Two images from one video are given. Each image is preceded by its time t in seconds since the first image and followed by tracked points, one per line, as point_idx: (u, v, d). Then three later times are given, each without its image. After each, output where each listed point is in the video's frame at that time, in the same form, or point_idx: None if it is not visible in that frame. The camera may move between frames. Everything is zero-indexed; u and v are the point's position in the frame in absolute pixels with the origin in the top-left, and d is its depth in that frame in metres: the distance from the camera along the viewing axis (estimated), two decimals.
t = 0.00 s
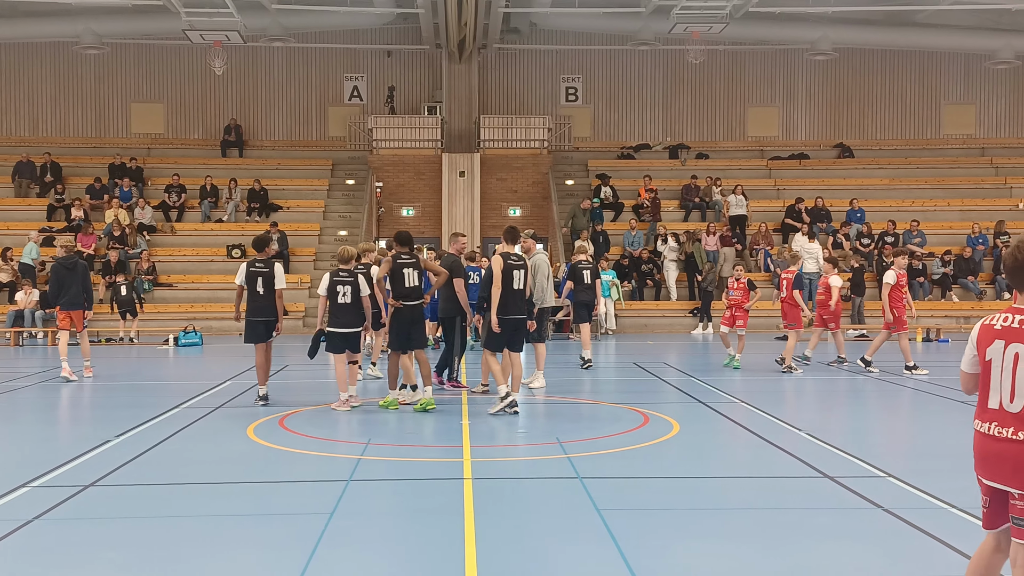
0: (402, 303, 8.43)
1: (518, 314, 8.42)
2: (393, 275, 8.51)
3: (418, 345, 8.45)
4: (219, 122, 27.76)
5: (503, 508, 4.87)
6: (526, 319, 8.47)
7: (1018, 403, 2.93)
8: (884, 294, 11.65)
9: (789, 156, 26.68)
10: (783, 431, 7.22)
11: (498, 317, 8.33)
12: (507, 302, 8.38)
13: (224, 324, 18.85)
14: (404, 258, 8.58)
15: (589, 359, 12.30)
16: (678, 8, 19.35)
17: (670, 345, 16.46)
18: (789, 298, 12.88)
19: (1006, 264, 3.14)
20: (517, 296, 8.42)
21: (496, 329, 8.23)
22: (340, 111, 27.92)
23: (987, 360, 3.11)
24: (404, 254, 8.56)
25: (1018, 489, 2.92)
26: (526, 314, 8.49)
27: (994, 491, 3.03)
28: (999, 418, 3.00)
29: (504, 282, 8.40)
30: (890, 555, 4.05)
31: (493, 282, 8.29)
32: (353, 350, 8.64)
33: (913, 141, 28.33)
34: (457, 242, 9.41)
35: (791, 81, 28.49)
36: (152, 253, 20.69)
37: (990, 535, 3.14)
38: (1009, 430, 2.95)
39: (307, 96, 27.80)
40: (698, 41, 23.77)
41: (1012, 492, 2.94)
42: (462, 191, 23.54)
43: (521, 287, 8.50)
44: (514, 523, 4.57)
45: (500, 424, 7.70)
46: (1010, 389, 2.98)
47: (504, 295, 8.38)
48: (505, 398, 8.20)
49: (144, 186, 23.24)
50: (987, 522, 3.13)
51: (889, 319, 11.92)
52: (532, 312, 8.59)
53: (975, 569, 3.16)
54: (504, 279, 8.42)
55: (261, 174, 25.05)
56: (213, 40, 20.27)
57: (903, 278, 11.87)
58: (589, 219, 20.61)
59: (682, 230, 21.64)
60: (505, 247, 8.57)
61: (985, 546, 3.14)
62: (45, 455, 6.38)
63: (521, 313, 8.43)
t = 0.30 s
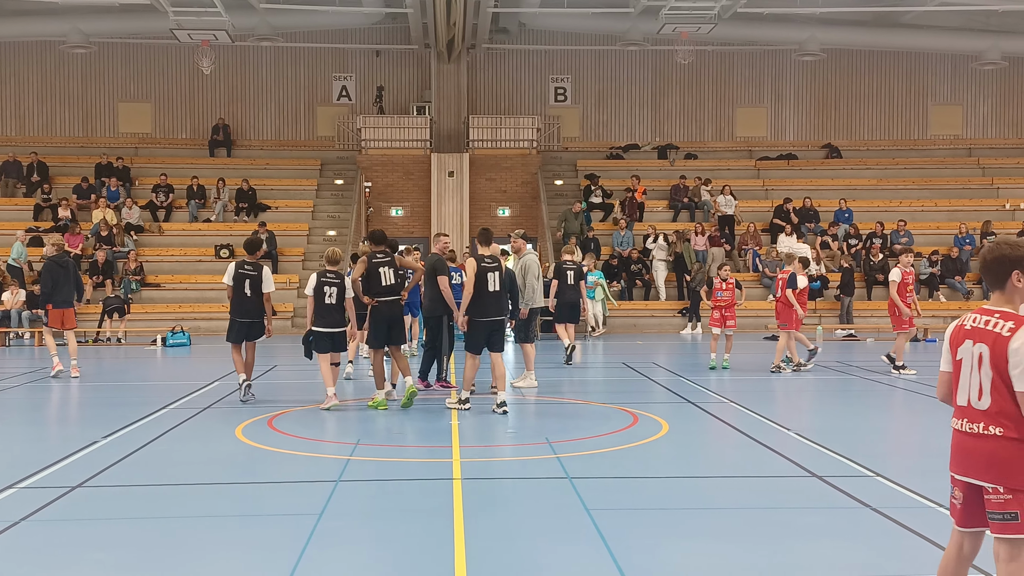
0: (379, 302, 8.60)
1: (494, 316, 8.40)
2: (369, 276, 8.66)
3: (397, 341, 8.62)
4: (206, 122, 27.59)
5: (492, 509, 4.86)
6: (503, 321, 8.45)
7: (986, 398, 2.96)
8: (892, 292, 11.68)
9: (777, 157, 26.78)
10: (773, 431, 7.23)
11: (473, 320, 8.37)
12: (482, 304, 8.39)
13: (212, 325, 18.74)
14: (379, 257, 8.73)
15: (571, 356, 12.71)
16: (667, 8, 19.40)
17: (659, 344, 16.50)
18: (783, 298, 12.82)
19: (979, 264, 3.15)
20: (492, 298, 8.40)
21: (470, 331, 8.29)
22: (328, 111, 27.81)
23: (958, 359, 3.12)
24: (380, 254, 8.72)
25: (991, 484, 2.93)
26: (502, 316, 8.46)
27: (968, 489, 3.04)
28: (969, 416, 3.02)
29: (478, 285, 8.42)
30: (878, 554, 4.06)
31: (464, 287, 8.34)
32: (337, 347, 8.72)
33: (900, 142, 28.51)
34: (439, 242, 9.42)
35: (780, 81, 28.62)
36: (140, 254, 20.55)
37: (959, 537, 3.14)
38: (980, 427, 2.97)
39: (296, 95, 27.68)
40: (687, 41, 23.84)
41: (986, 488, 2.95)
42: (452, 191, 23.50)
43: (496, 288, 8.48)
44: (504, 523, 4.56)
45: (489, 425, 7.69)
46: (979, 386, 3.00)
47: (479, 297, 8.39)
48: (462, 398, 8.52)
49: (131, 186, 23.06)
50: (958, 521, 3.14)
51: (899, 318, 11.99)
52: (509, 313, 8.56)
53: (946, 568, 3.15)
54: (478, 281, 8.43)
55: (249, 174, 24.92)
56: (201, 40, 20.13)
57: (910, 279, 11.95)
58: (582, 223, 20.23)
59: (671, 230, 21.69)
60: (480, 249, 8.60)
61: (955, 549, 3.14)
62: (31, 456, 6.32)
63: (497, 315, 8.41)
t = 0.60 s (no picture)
0: (370, 302, 8.66)
1: (472, 315, 8.66)
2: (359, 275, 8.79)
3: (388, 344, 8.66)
4: (204, 122, 27.55)
5: (489, 509, 4.85)
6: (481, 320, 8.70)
7: (980, 393, 3.01)
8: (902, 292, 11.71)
9: (775, 157, 26.81)
10: (770, 431, 7.25)
11: (452, 319, 8.67)
12: (460, 303, 8.65)
13: (210, 325, 18.74)
14: (371, 258, 8.80)
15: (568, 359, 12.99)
16: (665, 9, 19.42)
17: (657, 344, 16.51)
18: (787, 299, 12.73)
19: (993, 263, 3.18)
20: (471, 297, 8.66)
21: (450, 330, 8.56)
22: (326, 111, 27.79)
23: (961, 354, 3.16)
24: (370, 256, 8.78)
25: (980, 478, 2.96)
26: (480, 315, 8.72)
27: (958, 482, 3.05)
28: (965, 409, 3.06)
29: (459, 284, 8.72)
30: (875, 554, 4.06)
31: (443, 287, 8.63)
32: (331, 347, 8.75)
33: (898, 142, 28.56)
34: (433, 243, 9.45)
35: (777, 81, 28.63)
36: (137, 254, 20.51)
37: (950, 537, 3.08)
38: (971, 420, 3.02)
39: (294, 96, 27.65)
40: (685, 41, 23.86)
41: (974, 481, 2.99)
42: (450, 191, 23.49)
43: (475, 288, 8.74)
44: (500, 523, 4.56)
45: (487, 425, 7.69)
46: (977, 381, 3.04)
47: (458, 296, 8.66)
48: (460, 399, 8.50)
49: (129, 186, 23.03)
50: (950, 517, 3.09)
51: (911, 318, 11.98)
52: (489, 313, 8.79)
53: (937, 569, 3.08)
54: (458, 281, 8.73)
55: (247, 175, 24.90)
56: (198, 40, 20.10)
57: (921, 278, 11.93)
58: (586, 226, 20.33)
59: (669, 231, 21.70)
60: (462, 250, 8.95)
61: (947, 550, 3.07)
62: (29, 457, 6.31)
63: (476, 314, 8.70)
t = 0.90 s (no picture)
0: (367, 303, 8.76)
1: (469, 314, 8.67)
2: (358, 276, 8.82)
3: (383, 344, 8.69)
4: (207, 122, 27.58)
5: (491, 509, 4.85)
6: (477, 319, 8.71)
7: (1018, 390, 2.89)
8: (923, 291, 11.80)
9: (778, 157, 26.80)
10: (772, 431, 7.25)
11: (450, 318, 8.61)
12: (457, 303, 8.66)
13: (213, 324, 18.78)
14: (372, 259, 8.82)
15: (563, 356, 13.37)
16: (667, 9, 19.41)
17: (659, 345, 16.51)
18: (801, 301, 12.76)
19: None
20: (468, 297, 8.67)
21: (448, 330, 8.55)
22: (329, 111, 27.80)
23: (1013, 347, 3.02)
24: (371, 257, 8.79)
25: (996, 475, 2.92)
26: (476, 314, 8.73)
27: (975, 477, 3.01)
28: (999, 406, 2.97)
29: (455, 283, 8.69)
30: (877, 555, 4.06)
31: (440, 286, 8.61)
32: (327, 347, 8.78)
33: (901, 142, 28.52)
34: (433, 242, 9.47)
35: (780, 81, 28.61)
36: (140, 254, 20.55)
37: (963, 533, 3.07)
38: (999, 415, 2.95)
39: (297, 95, 27.67)
40: (687, 41, 23.83)
41: (989, 478, 2.95)
42: (452, 191, 23.49)
43: (472, 287, 8.75)
44: (502, 523, 4.56)
45: (489, 425, 7.69)
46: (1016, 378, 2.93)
47: (455, 296, 8.66)
48: (462, 399, 8.52)
49: (132, 186, 23.07)
50: (965, 513, 3.07)
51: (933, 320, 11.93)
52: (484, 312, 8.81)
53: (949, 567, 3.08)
54: (454, 280, 8.71)
55: (250, 174, 24.94)
56: (201, 40, 20.13)
57: (942, 280, 12.08)
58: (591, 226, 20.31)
59: (672, 231, 21.70)
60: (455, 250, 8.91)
61: (958, 548, 3.06)
62: (32, 456, 6.32)
63: (471, 313, 8.70)
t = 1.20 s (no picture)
0: (362, 300, 8.77)
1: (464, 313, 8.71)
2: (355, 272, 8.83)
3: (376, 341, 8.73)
4: (207, 121, 27.58)
5: (493, 509, 4.85)
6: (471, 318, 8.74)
7: None
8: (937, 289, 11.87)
9: (778, 157, 26.82)
10: (773, 431, 7.24)
11: (445, 317, 8.64)
12: (452, 302, 8.69)
13: (214, 324, 18.78)
14: (372, 257, 8.88)
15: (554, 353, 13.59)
16: (669, 8, 19.39)
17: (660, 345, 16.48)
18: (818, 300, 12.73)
19: None
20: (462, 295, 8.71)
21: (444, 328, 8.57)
22: (329, 110, 27.80)
23: None
24: (371, 256, 8.86)
25: (1004, 469, 2.93)
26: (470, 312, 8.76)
27: (987, 472, 3.03)
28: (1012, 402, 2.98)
29: (451, 283, 8.73)
30: (879, 555, 4.05)
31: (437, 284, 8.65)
32: (319, 344, 8.91)
33: (902, 142, 28.49)
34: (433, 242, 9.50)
35: (780, 80, 28.60)
36: (140, 253, 20.54)
37: (983, 528, 3.07)
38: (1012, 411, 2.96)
39: (297, 95, 27.66)
40: (689, 40, 23.79)
41: (999, 471, 2.96)
42: (453, 190, 23.47)
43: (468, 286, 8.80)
44: (501, 523, 4.56)
45: (489, 425, 7.68)
46: None
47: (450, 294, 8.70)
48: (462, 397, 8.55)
49: (132, 185, 23.07)
50: (983, 510, 3.07)
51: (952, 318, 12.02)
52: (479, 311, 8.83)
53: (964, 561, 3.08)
54: (450, 280, 8.74)
55: (250, 174, 24.94)
56: (201, 39, 20.11)
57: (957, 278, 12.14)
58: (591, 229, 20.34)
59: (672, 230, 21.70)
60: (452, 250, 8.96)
61: (977, 540, 3.07)
62: (32, 456, 6.31)
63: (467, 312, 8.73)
